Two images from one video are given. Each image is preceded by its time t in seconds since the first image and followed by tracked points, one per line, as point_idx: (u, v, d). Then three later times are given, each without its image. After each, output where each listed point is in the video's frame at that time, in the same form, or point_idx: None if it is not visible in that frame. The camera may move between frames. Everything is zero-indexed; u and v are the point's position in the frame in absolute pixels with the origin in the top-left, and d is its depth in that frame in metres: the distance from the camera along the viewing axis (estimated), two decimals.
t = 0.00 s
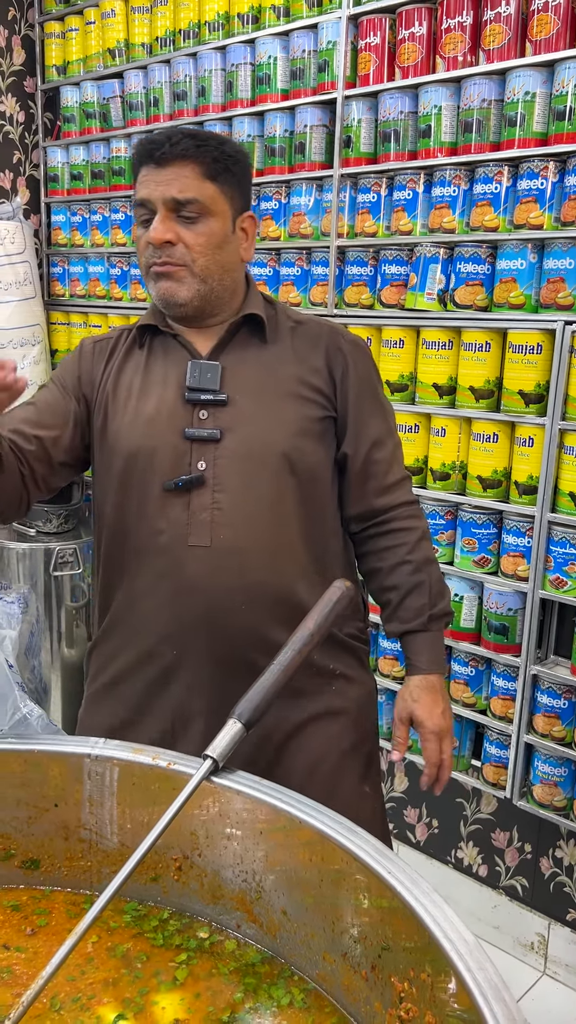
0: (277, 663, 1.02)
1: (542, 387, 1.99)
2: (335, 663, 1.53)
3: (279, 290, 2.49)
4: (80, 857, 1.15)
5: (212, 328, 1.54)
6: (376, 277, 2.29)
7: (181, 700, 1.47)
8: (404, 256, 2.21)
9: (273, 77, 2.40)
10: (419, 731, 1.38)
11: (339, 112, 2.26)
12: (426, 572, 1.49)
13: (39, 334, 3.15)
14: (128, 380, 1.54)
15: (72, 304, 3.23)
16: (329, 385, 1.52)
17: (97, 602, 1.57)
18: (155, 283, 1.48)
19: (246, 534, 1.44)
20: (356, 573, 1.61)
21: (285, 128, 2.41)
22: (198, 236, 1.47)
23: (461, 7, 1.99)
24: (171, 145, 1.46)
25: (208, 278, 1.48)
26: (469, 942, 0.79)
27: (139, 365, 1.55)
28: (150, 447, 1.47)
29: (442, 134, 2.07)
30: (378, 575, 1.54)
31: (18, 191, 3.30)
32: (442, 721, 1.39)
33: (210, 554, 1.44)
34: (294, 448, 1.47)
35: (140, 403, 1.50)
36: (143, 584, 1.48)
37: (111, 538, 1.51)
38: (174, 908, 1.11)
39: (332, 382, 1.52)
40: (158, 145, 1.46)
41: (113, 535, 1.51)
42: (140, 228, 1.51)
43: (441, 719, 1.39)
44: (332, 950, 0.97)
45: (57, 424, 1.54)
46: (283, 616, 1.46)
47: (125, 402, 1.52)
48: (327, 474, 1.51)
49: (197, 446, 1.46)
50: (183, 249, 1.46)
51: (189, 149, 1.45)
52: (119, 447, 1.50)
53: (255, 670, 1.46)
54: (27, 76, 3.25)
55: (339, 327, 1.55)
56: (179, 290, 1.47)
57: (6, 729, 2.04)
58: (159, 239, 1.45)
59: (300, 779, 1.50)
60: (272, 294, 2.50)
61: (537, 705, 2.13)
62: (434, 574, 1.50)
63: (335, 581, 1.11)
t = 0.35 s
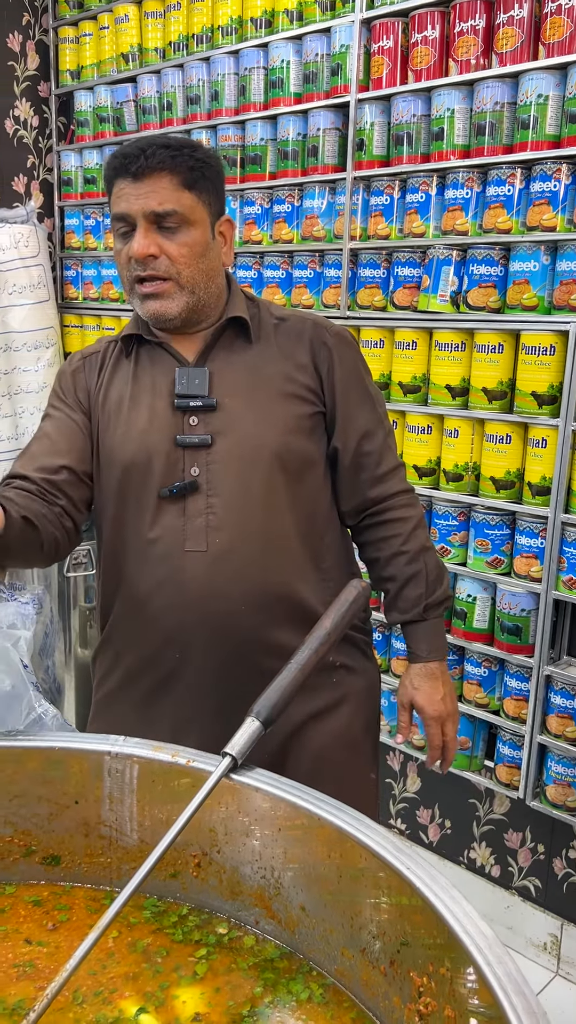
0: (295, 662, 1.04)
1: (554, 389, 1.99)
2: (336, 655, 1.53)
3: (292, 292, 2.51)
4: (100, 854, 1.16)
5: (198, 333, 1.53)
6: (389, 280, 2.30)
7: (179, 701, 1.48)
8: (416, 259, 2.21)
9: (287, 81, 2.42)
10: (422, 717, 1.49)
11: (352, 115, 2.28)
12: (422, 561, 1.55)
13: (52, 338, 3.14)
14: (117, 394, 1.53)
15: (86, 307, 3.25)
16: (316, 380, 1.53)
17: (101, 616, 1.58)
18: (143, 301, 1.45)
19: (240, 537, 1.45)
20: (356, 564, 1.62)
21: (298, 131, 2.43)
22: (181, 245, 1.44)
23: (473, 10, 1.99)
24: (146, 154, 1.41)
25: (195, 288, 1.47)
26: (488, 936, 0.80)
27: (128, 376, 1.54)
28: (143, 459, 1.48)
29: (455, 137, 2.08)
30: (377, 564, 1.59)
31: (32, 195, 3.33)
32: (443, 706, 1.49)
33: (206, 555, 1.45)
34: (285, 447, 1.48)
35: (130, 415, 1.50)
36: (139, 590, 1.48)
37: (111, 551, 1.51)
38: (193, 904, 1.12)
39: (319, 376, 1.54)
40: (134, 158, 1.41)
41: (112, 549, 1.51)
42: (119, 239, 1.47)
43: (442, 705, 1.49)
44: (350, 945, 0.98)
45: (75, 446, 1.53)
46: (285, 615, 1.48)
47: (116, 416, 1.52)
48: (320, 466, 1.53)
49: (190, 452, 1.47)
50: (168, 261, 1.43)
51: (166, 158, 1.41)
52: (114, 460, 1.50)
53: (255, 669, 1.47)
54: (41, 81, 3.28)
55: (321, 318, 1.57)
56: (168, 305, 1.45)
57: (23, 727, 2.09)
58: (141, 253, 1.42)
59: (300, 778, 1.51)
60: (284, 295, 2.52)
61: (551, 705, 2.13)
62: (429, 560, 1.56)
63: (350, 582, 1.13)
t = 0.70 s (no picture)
0: (304, 662, 1.04)
1: (560, 391, 2.01)
2: (374, 655, 1.55)
3: (298, 295, 2.51)
4: (111, 852, 1.17)
5: (247, 335, 1.56)
6: (395, 282, 2.31)
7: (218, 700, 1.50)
8: (422, 262, 2.23)
9: (292, 84, 2.43)
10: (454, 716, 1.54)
11: (358, 119, 2.28)
12: (458, 566, 1.58)
13: (60, 340, 3.18)
14: (167, 395, 1.54)
15: (93, 310, 3.28)
16: (362, 388, 1.55)
17: (146, 614, 1.59)
18: (197, 286, 1.51)
19: (282, 538, 1.47)
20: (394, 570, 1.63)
21: (304, 135, 2.44)
22: (237, 239, 1.52)
23: (479, 14, 2.00)
24: (213, 152, 1.53)
25: (247, 282, 1.52)
26: (496, 933, 0.81)
27: (177, 380, 1.55)
28: (193, 461, 1.49)
29: (461, 140, 2.10)
30: (413, 568, 1.62)
31: (39, 199, 3.34)
32: (475, 707, 1.53)
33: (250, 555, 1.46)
34: (328, 450, 1.50)
35: (179, 417, 1.52)
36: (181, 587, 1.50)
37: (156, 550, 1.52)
38: (203, 902, 1.13)
39: (364, 384, 1.56)
40: (202, 152, 1.53)
41: (161, 550, 1.53)
42: (179, 233, 1.56)
43: (474, 707, 1.53)
44: (359, 942, 0.99)
45: (117, 444, 1.55)
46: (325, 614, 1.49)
47: (165, 417, 1.53)
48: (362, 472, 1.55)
49: (235, 455, 1.48)
50: (223, 251, 1.50)
51: (230, 157, 1.53)
52: (162, 462, 1.51)
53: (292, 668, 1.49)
54: (49, 85, 3.29)
55: (366, 329, 1.59)
56: (220, 293, 1.50)
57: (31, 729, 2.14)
58: (201, 239, 1.49)
59: (338, 775, 1.53)
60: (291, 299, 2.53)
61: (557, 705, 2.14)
62: (465, 566, 1.59)
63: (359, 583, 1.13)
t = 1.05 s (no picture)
0: (306, 663, 1.05)
1: (561, 393, 2.01)
2: (462, 662, 1.56)
3: (299, 299, 2.52)
4: (114, 853, 1.18)
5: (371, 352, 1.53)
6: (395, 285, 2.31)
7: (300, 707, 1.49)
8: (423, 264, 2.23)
9: (294, 89, 2.45)
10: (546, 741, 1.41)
11: (358, 122, 2.29)
12: (557, 592, 1.53)
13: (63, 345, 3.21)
14: (285, 395, 1.54)
15: (96, 314, 3.29)
16: (472, 414, 1.53)
17: (235, 603, 1.59)
18: (334, 311, 1.47)
19: (382, 551, 1.47)
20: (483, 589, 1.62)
21: (306, 139, 2.45)
22: (381, 265, 1.47)
23: (479, 19, 2.02)
24: (370, 177, 1.48)
25: (384, 308, 1.48)
26: (495, 933, 0.81)
27: (296, 380, 1.55)
28: (303, 464, 1.49)
29: (462, 144, 2.10)
30: (507, 593, 1.58)
31: (42, 203, 3.35)
32: (571, 733, 1.41)
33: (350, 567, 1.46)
34: (436, 470, 1.49)
35: (295, 419, 1.51)
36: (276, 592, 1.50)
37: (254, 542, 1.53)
38: (205, 903, 1.14)
39: (475, 410, 1.54)
40: (359, 176, 1.48)
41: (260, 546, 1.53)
42: (323, 251, 1.50)
43: (569, 731, 1.41)
44: (360, 942, 1.00)
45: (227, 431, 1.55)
46: (417, 624, 1.50)
47: (281, 417, 1.53)
48: (463, 493, 1.53)
49: (344, 464, 1.47)
50: (367, 278, 1.45)
51: (386, 185, 1.47)
52: (273, 460, 1.51)
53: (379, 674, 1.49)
54: (51, 90, 3.31)
55: (481, 357, 1.57)
56: (358, 320, 1.47)
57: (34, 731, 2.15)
58: (346, 266, 1.44)
59: (414, 782, 1.54)
60: (292, 302, 2.54)
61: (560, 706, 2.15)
62: (564, 593, 1.54)
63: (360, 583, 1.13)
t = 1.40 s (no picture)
0: (299, 667, 1.05)
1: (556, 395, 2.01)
2: (487, 672, 1.57)
3: (296, 301, 2.54)
4: (108, 855, 1.18)
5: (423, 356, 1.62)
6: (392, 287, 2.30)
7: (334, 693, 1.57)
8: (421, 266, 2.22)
9: (289, 91, 2.45)
10: None
11: (354, 125, 2.30)
12: None
13: (60, 347, 3.21)
14: (337, 396, 1.67)
15: (93, 317, 3.30)
16: (520, 428, 1.56)
17: (287, 587, 1.73)
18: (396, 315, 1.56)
19: (413, 552, 1.52)
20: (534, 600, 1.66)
21: (301, 142, 2.46)
22: (448, 275, 1.55)
23: (473, 22, 2.02)
24: (446, 188, 1.53)
25: (447, 315, 1.56)
26: (485, 933, 0.81)
27: (351, 381, 1.67)
28: (345, 457, 1.59)
29: (456, 147, 2.10)
30: (554, 609, 1.61)
31: (39, 206, 3.36)
32: None
33: (380, 562, 1.53)
34: (474, 481, 1.53)
35: (343, 418, 1.63)
36: (321, 580, 1.60)
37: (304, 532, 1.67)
38: (198, 905, 1.14)
39: (524, 424, 1.56)
40: (435, 187, 1.54)
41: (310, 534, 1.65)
42: (392, 255, 1.59)
43: None
44: (353, 944, 1.00)
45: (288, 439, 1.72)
46: (445, 630, 1.53)
47: (331, 416, 1.65)
48: (502, 505, 1.56)
49: (385, 462, 1.56)
50: (432, 286, 1.54)
51: (461, 198, 1.53)
52: (320, 455, 1.63)
53: (407, 672, 1.54)
54: (48, 93, 3.31)
55: (536, 372, 1.59)
56: (418, 324, 1.55)
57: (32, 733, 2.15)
58: (413, 274, 1.53)
59: (437, 782, 1.57)
60: (288, 304, 2.56)
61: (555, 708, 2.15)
62: None
63: (354, 585, 1.12)
